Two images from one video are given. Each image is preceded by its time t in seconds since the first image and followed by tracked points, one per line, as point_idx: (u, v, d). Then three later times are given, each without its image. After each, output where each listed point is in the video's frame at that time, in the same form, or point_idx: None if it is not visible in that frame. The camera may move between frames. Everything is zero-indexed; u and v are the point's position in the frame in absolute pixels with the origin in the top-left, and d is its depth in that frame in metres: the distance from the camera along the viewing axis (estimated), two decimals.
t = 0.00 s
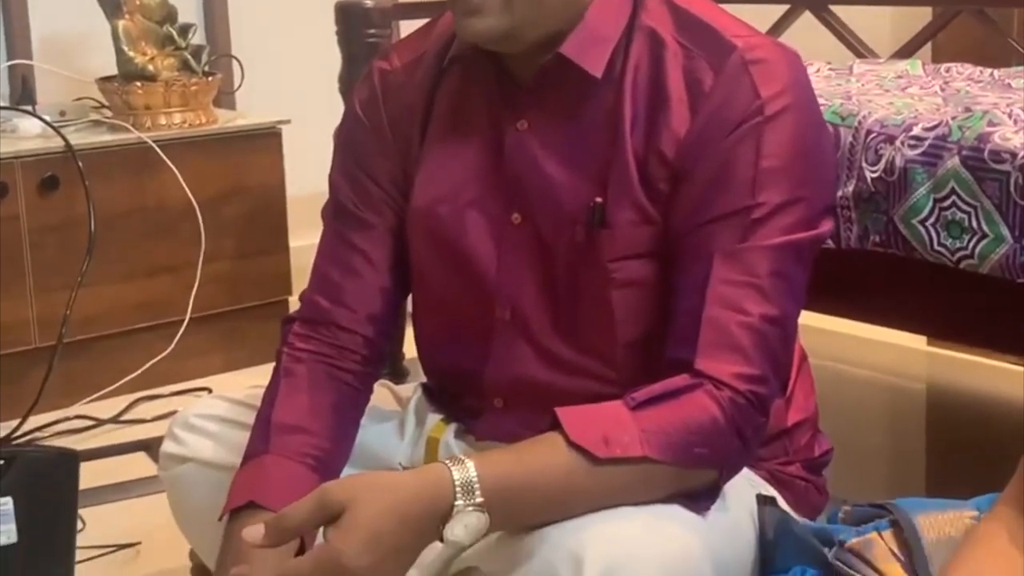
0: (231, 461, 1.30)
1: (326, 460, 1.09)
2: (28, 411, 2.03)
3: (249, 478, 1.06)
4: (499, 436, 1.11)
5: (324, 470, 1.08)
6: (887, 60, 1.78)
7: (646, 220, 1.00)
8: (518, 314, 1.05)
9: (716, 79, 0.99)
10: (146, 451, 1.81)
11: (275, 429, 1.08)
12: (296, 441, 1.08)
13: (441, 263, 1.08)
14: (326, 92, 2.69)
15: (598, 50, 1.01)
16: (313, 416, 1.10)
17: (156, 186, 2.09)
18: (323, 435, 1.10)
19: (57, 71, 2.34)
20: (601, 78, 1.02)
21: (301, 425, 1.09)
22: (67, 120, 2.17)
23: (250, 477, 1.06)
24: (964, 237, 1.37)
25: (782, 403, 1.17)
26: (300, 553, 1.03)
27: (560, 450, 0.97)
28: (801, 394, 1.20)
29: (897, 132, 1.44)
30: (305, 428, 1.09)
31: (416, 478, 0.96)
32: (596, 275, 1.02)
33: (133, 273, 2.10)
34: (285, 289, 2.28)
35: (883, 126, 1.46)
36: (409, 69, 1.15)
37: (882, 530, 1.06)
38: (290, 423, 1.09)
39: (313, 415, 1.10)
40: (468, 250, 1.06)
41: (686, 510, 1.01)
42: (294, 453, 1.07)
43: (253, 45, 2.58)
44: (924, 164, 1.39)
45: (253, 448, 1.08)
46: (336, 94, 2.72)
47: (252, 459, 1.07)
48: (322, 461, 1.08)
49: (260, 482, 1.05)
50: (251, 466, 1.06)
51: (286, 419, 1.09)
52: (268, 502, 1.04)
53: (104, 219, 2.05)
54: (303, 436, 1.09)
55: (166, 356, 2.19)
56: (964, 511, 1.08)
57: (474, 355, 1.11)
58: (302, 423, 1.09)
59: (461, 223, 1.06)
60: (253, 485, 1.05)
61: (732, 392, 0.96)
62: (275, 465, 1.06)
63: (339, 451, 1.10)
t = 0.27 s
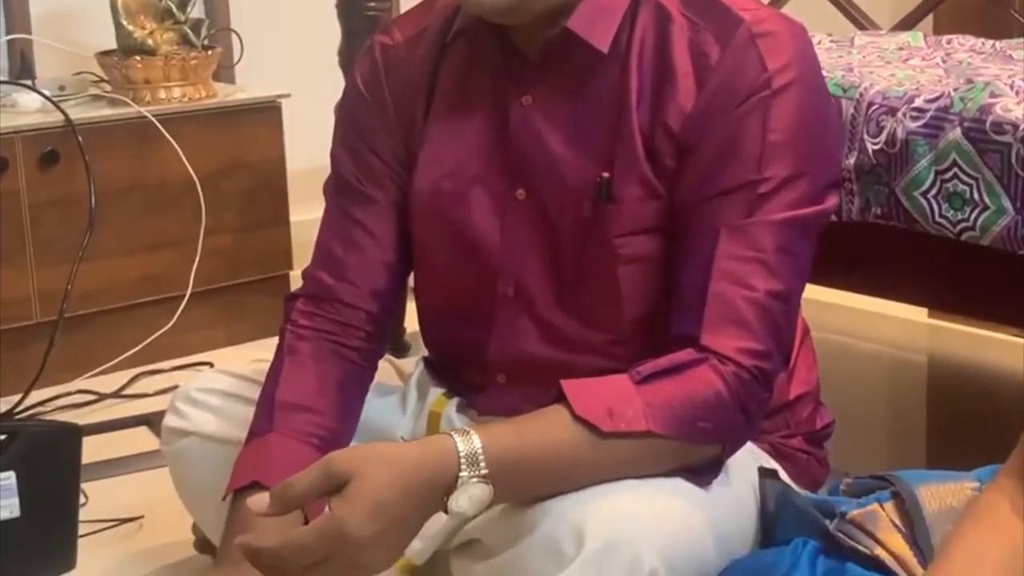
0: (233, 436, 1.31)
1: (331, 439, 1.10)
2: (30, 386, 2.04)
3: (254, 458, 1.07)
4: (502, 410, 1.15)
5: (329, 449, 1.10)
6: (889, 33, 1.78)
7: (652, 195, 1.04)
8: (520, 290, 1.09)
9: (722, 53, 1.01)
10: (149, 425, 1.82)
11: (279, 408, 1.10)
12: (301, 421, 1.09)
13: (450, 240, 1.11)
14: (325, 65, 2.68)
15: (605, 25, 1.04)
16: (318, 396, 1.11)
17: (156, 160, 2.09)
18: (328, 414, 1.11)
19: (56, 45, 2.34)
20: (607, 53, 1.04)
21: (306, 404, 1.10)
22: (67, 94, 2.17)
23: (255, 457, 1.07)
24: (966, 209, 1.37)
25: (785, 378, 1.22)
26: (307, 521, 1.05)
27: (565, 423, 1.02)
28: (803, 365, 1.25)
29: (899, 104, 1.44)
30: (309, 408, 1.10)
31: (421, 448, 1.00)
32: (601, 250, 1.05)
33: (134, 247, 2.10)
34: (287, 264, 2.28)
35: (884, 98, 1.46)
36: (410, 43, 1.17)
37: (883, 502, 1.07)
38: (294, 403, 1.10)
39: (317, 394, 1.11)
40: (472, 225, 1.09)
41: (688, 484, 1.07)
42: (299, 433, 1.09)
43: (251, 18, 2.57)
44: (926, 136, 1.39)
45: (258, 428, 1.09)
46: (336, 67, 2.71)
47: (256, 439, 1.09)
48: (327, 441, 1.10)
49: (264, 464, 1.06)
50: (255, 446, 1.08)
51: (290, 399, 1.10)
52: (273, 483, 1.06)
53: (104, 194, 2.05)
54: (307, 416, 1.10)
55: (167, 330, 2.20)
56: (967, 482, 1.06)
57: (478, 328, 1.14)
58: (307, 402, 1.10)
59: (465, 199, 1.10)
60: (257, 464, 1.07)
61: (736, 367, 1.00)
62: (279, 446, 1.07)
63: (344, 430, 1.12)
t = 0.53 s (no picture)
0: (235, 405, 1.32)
1: (320, 410, 1.13)
2: (32, 355, 2.04)
3: (244, 427, 1.10)
4: (503, 379, 1.18)
5: (319, 419, 1.13)
6: None
7: (654, 164, 1.07)
8: (524, 260, 1.13)
9: (725, 22, 1.04)
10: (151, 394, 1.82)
11: (270, 378, 1.12)
12: (291, 392, 1.12)
13: (450, 210, 1.15)
14: (325, 33, 2.67)
15: None
16: (308, 366, 1.14)
17: (156, 130, 2.09)
18: (318, 384, 1.13)
19: (56, 15, 2.33)
20: (611, 24, 1.07)
21: (296, 374, 1.13)
22: (66, 64, 2.16)
23: (245, 426, 1.10)
24: (968, 175, 1.37)
25: (786, 346, 1.25)
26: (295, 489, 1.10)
27: (567, 392, 1.04)
28: (806, 331, 1.29)
29: (901, 70, 1.43)
30: (300, 378, 1.13)
31: (422, 415, 1.01)
32: (606, 219, 1.09)
33: (135, 217, 2.10)
34: (289, 233, 2.28)
35: (886, 65, 1.45)
36: (409, 12, 1.20)
37: (885, 469, 1.08)
38: (285, 373, 1.13)
39: (308, 365, 1.14)
40: (476, 193, 1.13)
41: (689, 452, 1.10)
42: (289, 403, 1.11)
43: None
44: (928, 102, 1.39)
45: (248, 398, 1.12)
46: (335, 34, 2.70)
47: (246, 408, 1.12)
48: (317, 411, 1.12)
49: (253, 435, 1.09)
50: (246, 415, 1.11)
51: (280, 369, 1.13)
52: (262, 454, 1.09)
53: (105, 164, 2.05)
54: (297, 386, 1.12)
55: (169, 299, 2.20)
56: (968, 448, 1.07)
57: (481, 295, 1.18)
58: (297, 372, 1.13)
59: (468, 168, 1.13)
60: (247, 433, 1.10)
61: (738, 336, 1.03)
62: (269, 416, 1.10)
63: (333, 399, 1.14)
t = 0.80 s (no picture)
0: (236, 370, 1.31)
1: (310, 374, 1.12)
2: (34, 323, 2.04)
3: (234, 389, 1.10)
4: (506, 344, 1.18)
5: (309, 383, 1.12)
6: None
7: (655, 125, 1.08)
8: (527, 224, 1.12)
9: None
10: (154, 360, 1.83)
11: (262, 339, 1.12)
12: (281, 353, 1.12)
13: (449, 173, 1.15)
14: None
15: None
16: (300, 329, 1.13)
17: (156, 96, 2.08)
18: (310, 346, 1.13)
19: None
20: None
21: (287, 337, 1.12)
22: (65, 29, 2.15)
23: (234, 387, 1.10)
24: (972, 137, 1.37)
25: (788, 308, 1.25)
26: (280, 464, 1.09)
27: (570, 356, 1.05)
28: (807, 294, 1.29)
29: (904, 33, 1.42)
30: (291, 340, 1.12)
31: (424, 382, 1.01)
32: (608, 183, 1.09)
33: (136, 184, 2.10)
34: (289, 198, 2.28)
35: (890, 27, 1.44)
36: None
37: (887, 431, 1.09)
38: (277, 335, 1.12)
39: (299, 327, 1.13)
40: (476, 157, 1.13)
41: (692, 416, 1.11)
42: (279, 365, 1.11)
43: None
44: (932, 65, 1.38)
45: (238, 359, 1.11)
46: None
47: (237, 369, 1.11)
48: (308, 374, 1.12)
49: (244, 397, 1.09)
50: (236, 377, 1.10)
51: (272, 331, 1.12)
52: (252, 418, 1.08)
53: (105, 130, 2.04)
54: (288, 349, 1.12)
55: (170, 266, 2.20)
56: (970, 410, 1.09)
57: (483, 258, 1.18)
58: (288, 335, 1.12)
59: (469, 133, 1.13)
60: (237, 395, 1.09)
61: (740, 298, 1.03)
62: (260, 377, 1.10)
63: (325, 363, 1.14)
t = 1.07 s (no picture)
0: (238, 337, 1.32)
1: (321, 344, 1.13)
2: (36, 291, 2.05)
3: (244, 360, 1.11)
4: (508, 311, 1.18)
5: (320, 352, 1.13)
6: None
7: (656, 92, 1.08)
8: (527, 191, 1.13)
9: None
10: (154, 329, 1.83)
11: (271, 310, 1.13)
12: (291, 324, 1.13)
13: (450, 141, 1.16)
14: None
15: None
16: (309, 299, 1.14)
17: (155, 64, 2.07)
18: (320, 316, 1.14)
19: None
20: None
21: (297, 308, 1.13)
22: None
23: (245, 357, 1.11)
24: (973, 102, 1.37)
25: (790, 274, 1.26)
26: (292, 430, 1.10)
27: (571, 324, 1.05)
28: (809, 260, 1.28)
29: None
30: (301, 310, 1.14)
31: (426, 349, 1.02)
32: (608, 150, 1.10)
33: (136, 152, 2.10)
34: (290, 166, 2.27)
35: None
36: None
37: (887, 396, 1.10)
38: (286, 306, 1.13)
39: (308, 297, 1.14)
40: (477, 126, 1.13)
41: (694, 381, 1.12)
42: (290, 335, 1.12)
43: None
44: (933, 29, 1.38)
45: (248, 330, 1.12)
46: None
47: (246, 340, 1.12)
48: (318, 344, 1.13)
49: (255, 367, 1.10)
50: (246, 348, 1.11)
51: (281, 301, 1.13)
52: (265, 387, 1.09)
53: (104, 98, 2.04)
54: (298, 319, 1.13)
55: (171, 234, 2.20)
56: (970, 374, 1.10)
57: (484, 224, 1.19)
58: (298, 305, 1.14)
59: (469, 101, 1.13)
60: (248, 365, 1.10)
61: (740, 265, 1.04)
62: (270, 347, 1.11)
63: (335, 332, 1.15)
